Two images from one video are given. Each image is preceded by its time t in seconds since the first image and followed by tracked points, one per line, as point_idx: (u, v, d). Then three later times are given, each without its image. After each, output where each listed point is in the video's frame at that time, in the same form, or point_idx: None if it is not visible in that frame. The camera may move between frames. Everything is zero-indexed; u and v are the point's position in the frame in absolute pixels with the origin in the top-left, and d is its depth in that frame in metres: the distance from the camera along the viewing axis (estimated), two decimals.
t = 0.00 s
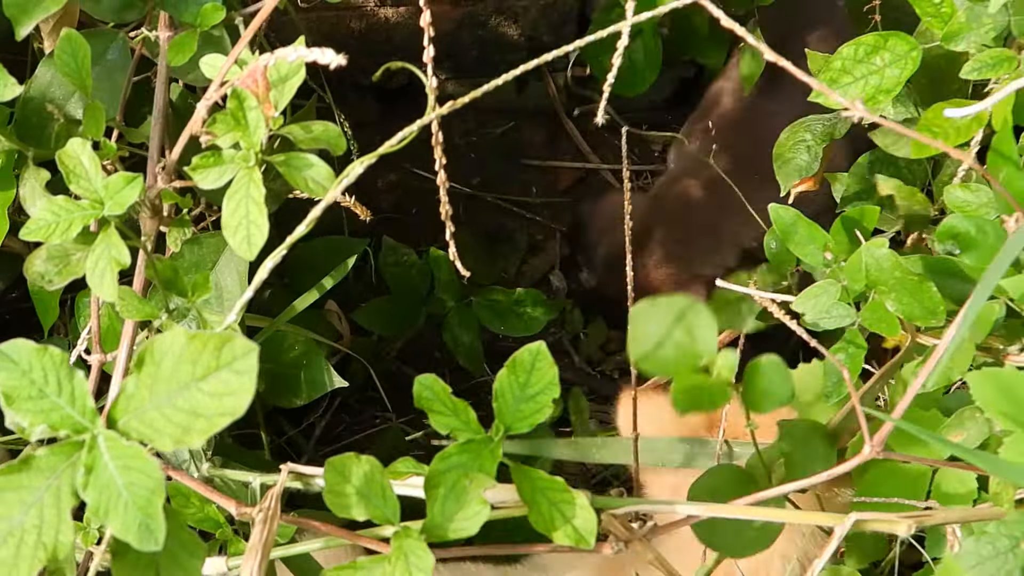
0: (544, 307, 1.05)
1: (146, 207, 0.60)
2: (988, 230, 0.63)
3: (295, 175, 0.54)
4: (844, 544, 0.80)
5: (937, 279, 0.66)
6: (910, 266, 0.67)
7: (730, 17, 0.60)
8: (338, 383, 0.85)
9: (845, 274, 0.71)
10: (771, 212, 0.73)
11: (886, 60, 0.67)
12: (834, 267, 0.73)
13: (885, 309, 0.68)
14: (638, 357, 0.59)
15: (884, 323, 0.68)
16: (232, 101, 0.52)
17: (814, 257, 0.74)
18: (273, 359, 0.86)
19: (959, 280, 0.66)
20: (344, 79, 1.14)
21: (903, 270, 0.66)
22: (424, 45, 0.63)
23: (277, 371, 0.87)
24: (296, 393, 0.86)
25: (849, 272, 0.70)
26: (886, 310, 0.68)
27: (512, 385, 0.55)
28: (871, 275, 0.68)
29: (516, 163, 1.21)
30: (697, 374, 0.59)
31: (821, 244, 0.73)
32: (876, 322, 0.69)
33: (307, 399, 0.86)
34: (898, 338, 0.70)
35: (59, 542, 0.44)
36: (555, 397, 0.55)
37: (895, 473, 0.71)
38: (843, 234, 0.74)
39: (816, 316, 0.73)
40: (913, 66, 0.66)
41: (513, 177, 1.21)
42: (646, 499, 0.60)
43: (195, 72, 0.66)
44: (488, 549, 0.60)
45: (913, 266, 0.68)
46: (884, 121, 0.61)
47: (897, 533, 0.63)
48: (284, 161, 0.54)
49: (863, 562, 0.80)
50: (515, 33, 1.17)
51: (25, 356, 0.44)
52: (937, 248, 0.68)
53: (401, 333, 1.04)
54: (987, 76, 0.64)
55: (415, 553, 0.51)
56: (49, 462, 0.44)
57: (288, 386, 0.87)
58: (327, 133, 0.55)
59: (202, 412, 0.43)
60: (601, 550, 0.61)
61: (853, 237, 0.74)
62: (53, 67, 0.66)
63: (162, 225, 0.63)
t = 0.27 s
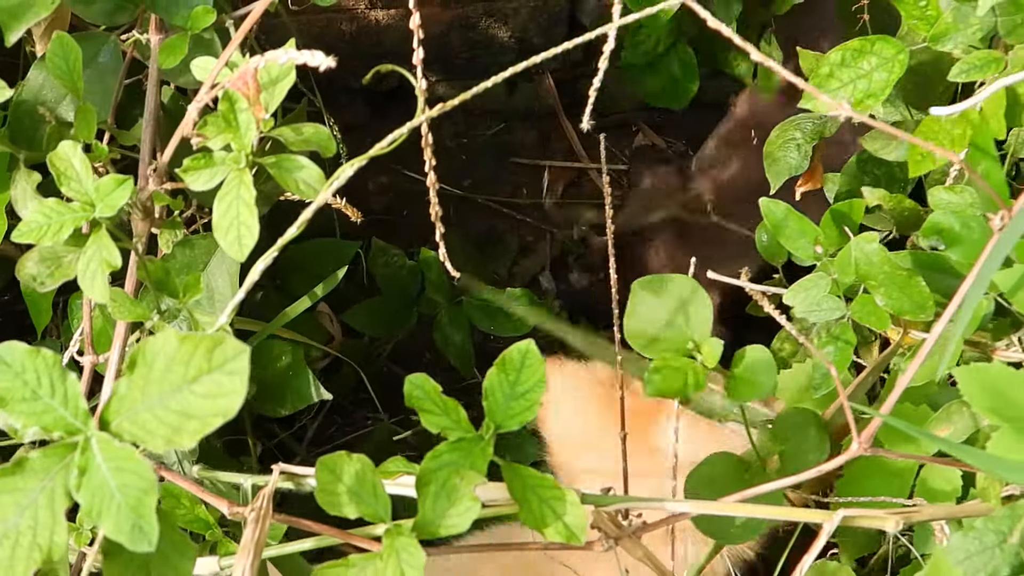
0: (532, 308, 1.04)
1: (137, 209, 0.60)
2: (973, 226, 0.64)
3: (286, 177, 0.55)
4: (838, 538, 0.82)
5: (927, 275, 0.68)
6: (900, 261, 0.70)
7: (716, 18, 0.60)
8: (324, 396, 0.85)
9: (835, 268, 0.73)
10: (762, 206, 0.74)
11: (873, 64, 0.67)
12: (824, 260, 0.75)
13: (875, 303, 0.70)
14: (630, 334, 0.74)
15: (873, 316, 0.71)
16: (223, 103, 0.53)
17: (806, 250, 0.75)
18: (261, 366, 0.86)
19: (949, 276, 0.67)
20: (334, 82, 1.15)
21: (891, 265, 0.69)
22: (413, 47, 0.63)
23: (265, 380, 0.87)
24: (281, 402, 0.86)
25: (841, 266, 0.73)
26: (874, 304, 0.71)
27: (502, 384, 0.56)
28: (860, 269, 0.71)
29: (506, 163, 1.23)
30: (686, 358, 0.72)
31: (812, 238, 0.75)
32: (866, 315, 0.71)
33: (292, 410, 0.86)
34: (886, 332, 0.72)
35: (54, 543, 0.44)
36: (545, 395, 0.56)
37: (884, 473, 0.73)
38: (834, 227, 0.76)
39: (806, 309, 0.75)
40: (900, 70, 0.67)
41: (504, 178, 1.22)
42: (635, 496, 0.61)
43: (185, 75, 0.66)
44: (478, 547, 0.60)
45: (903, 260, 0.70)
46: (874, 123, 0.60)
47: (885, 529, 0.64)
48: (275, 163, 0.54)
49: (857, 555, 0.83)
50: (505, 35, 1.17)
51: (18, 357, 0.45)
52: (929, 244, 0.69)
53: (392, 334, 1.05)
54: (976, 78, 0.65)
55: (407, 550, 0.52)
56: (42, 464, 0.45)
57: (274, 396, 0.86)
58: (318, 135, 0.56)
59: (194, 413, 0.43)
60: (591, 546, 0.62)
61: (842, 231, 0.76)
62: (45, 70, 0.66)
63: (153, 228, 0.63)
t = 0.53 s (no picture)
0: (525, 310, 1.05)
1: (134, 208, 0.60)
2: (966, 220, 0.65)
3: (283, 176, 0.55)
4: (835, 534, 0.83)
5: (920, 270, 0.70)
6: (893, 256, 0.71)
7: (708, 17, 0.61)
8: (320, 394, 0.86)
9: (829, 263, 0.74)
10: (756, 202, 0.76)
11: (861, 63, 0.68)
12: (817, 257, 0.76)
13: (866, 299, 0.72)
14: (617, 338, 0.75)
15: (865, 311, 0.72)
16: (220, 102, 0.53)
17: (799, 246, 0.76)
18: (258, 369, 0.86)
19: (942, 271, 0.69)
20: (326, 85, 1.15)
21: (885, 259, 0.70)
22: (407, 47, 0.64)
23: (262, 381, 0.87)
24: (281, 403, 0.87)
25: (833, 262, 0.74)
26: (866, 299, 0.72)
27: (498, 380, 0.56)
28: (855, 263, 0.71)
29: (495, 167, 1.23)
30: (667, 357, 0.73)
31: (806, 234, 0.76)
32: (859, 311, 0.72)
33: (290, 409, 0.87)
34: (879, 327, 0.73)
35: (57, 536, 0.45)
36: (540, 391, 0.56)
37: (878, 473, 0.72)
38: (826, 223, 0.77)
39: (798, 304, 0.76)
40: (888, 70, 0.68)
41: (493, 182, 1.23)
42: (631, 492, 0.61)
43: (180, 77, 0.66)
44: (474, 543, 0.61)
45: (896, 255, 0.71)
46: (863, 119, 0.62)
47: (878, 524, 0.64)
48: (272, 161, 0.55)
49: (852, 550, 0.84)
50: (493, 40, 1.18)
51: (18, 354, 0.45)
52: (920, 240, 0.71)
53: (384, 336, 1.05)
54: (964, 77, 0.66)
55: (405, 544, 0.52)
56: (44, 458, 0.45)
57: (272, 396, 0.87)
58: (313, 134, 0.56)
59: (194, 405, 0.44)
60: (586, 543, 0.62)
61: (835, 227, 0.78)
62: (40, 72, 0.66)
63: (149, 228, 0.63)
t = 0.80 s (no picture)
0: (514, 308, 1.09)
1: (138, 201, 0.61)
2: (954, 217, 0.65)
3: (288, 168, 0.56)
4: (829, 526, 0.84)
5: (908, 266, 0.71)
6: (883, 252, 0.71)
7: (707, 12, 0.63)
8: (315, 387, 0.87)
9: (819, 262, 0.75)
10: (745, 204, 0.77)
11: (853, 55, 0.70)
12: (807, 255, 0.77)
13: (858, 294, 0.72)
14: (610, 336, 0.75)
15: (857, 308, 0.72)
16: (226, 95, 0.54)
17: (788, 246, 0.77)
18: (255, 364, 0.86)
19: (931, 266, 0.70)
20: (318, 86, 1.16)
21: (875, 256, 0.71)
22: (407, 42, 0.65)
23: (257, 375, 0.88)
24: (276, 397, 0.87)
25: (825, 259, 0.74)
26: (858, 295, 0.72)
27: (501, 369, 0.57)
28: (845, 261, 0.72)
29: (483, 167, 1.26)
30: (662, 351, 0.74)
31: (795, 234, 0.77)
32: (850, 307, 0.72)
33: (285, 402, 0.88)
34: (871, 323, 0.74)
35: (69, 524, 0.45)
36: (543, 380, 0.57)
37: (872, 462, 0.74)
38: (815, 223, 0.78)
39: (790, 302, 0.76)
40: (880, 61, 0.69)
41: (482, 182, 1.24)
42: (632, 480, 0.62)
43: (181, 73, 0.67)
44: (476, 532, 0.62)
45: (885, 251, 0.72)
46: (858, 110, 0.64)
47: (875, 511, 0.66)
48: (277, 154, 0.56)
49: (845, 541, 0.85)
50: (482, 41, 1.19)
51: (30, 343, 0.46)
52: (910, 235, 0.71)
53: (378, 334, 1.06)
54: (954, 69, 0.67)
55: (412, 532, 0.52)
56: (55, 447, 0.46)
57: (267, 391, 0.87)
58: (317, 127, 0.57)
59: (205, 391, 0.44)
60: (588, 532, 0.63)
61: (824, 226, 0.78)
62: (41, 69, 0.66)
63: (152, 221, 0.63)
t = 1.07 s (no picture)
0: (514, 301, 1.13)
1: (153, 188, 0.61)
2: (955, 201, 0.66)
3: (302, 153, 0.57)
4: (828, 512, 0.85)
5: (908, 253, 0.70)
6: (884, 240, 0.72)
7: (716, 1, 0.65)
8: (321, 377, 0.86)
9: (820, 251, 0.76)
10: (748, 192, 0.77)
11: (856, 45, 0.71)
12: (809, 243, 0.78)
13: (858, 281, 0.73)
14: (616, 326, 0.76)
15: (858, 295, 0.73)
16: (241, 81, 0.55)
17: (791, 234, 0.78)
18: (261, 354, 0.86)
19: (930, 253, 0.69)
20: (320, 82, 1.16)
21: (876, 243, 0.71)
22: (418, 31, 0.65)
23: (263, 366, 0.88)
24: (285, 388, 0.87)
25: (826, 248, 0.75)
26: (859, 283, 0.73)
27: (511, 351, 0.58)
28: (846, 248, 0.72)
29: (483, 163, 1.26)
30: (667, 342, 0.74)
31: (797, 221, 0.78)
32: (852, 294, 0.73)
33: (293, 393, 0.87)
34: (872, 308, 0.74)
35: (91, 499, 0.46)
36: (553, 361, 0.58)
37: (872, 445, 0.74)
38: (815, 212, 0.79)
39: (793, 290, 0.77)
40: (882, 52, 0.70)
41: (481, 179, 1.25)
42: (639, 461, 0.63)
43: (193, 63, 0.69)
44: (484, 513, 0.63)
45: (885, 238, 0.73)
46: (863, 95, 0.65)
47: (878, 492, 0.67)
48: (291, 140, 0.56)
49: (845, 526, 0.86)
50: (481, 38, 1.21)
51: (51, 322, 0.47)
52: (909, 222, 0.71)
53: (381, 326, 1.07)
54: (955, 58, 0.68)
55: (426, 511, 0.53)
56: (76, 424, 0.46)
57: (275, 383, 0.87)
58: (330, 113, 0.58)
59: (225, 368, 0.45)
60: (596, 513, 0.64)
61: (824, 215, 0.79)
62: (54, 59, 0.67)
63: (166, 208, 0.64)
